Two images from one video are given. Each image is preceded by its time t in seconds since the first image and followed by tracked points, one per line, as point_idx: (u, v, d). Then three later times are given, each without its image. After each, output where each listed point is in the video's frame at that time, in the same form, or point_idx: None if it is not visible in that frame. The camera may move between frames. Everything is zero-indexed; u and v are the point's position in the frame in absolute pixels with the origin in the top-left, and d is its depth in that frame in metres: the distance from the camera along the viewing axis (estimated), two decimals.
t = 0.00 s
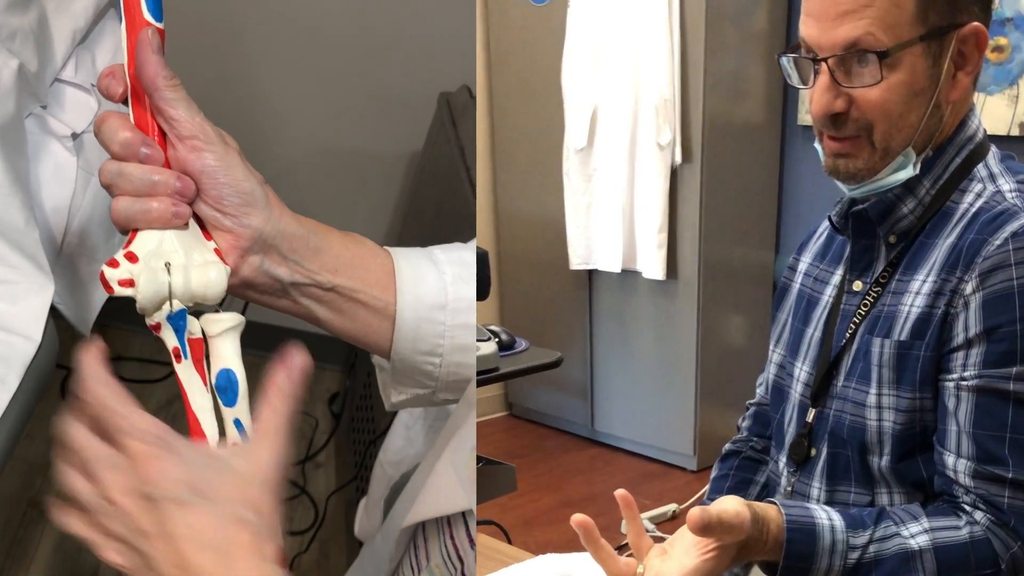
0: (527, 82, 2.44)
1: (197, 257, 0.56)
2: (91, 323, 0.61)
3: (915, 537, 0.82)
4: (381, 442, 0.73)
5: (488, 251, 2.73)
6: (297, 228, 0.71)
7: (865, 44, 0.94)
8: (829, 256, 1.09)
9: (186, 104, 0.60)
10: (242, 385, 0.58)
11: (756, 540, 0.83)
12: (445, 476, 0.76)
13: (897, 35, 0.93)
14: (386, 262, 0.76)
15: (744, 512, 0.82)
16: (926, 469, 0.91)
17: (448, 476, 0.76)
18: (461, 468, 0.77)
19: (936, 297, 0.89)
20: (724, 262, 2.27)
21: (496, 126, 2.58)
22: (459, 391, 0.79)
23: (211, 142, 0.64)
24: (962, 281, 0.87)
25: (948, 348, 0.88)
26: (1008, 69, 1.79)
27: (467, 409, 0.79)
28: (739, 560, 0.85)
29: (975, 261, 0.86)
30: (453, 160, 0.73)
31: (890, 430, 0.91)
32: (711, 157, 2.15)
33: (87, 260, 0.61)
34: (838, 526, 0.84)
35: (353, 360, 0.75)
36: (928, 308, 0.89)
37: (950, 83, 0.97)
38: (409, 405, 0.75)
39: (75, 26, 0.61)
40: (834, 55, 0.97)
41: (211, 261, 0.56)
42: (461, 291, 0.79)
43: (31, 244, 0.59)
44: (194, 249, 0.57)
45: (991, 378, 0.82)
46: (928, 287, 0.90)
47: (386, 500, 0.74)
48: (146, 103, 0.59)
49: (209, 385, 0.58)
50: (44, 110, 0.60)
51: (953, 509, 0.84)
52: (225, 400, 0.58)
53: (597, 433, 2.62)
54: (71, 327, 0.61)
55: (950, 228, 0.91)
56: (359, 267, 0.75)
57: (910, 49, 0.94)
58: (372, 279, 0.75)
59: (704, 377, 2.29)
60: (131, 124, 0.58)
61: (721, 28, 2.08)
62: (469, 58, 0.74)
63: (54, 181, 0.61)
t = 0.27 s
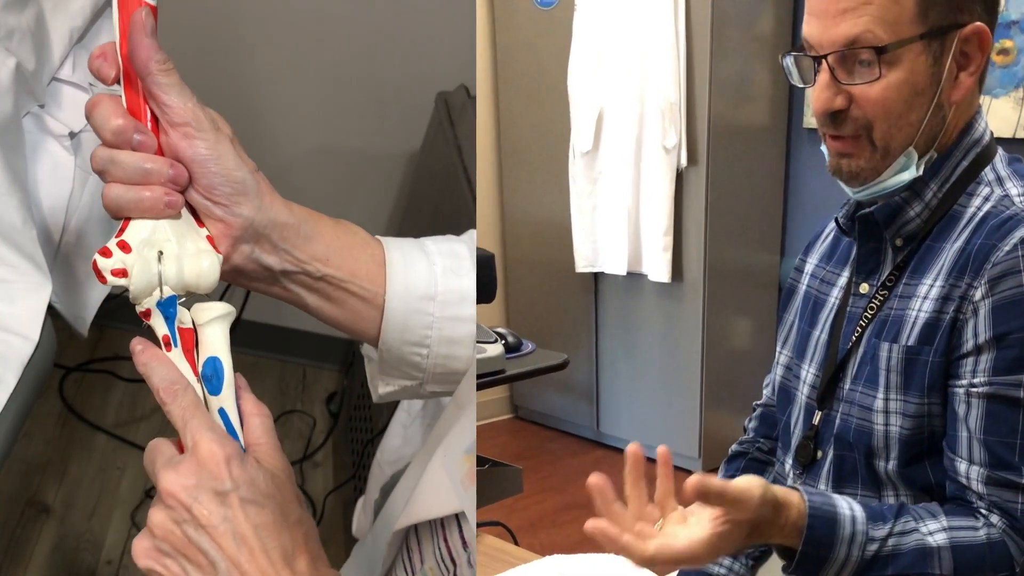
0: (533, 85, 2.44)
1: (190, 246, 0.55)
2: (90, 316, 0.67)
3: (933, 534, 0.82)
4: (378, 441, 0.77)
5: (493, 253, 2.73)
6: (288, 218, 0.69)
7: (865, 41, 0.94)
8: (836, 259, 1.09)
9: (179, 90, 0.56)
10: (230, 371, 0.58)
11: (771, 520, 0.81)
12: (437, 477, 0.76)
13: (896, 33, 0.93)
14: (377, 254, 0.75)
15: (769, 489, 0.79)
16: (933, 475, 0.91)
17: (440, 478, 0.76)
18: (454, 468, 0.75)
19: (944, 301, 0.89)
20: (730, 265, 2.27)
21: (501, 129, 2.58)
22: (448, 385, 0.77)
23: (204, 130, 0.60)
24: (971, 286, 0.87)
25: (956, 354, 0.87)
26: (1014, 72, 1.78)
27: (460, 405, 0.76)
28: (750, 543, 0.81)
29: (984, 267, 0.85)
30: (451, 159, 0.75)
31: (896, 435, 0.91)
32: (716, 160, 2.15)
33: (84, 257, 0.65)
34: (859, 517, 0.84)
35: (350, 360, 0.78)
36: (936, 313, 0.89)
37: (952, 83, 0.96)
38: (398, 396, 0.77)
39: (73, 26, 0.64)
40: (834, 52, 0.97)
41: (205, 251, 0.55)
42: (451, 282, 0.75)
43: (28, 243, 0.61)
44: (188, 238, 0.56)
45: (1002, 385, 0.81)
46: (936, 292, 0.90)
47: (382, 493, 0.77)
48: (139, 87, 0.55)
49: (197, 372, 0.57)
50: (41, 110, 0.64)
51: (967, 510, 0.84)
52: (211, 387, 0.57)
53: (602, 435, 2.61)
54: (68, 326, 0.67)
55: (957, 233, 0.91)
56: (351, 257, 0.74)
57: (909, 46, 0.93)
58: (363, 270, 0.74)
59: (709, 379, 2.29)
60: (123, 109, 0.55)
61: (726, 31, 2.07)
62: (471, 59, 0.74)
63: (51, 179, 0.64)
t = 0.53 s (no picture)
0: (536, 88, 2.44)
1: (195, 242, 0.57)
2: (91, 315, 0.67)
3: (947, 536, 0.81)
4: (377, 441, 0.75)
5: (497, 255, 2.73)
6: (294, 215, 0.72)
7: (865, 47, 0.94)
8: (840, 261, 1.09)
9: (189, 84, 0.60)
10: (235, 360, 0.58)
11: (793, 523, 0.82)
12: (436, 479, 0.74)
13: (896, 37, 0.93)
14: (384, 251, 0.77)
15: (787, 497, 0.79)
16: (937, 479, 0.91)
17: (439, 480, 0.74)
18: (453, 470, 0.73)
19: (950, 305, 0.88)
20: (734, 267, 2.27)
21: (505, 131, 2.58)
22: (448, 381, 0.77)
23: (213, 126, 0.63)
24: (977, 290, 0.86)
25: (962, 358, 0.87)
26: (1017, 74, 1.77)
27: (459, 406, 0.75)
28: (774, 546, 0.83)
29: (991, 271, 0.85)
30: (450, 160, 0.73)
31: (901, 439, 0.90)
32: (719, 162, 2.14)
33: (84, 257, 0.65)
34: (875, 518, 0.83)
35: (349, 360, 0.76)
36: (941, 317, 0.89)
37: (953, 87, 0.96)
38: (400, 389, 0.75)
39: (72, 27, 0.65)
40: (834, 56, 0.97)
41: (208, 248, 0.57)
42: (456, 279, 0.77)
43: (27, 244, 0.62)
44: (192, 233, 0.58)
45: (1010, 390, 0.80)
46: (942, 296, 0.89)
47: (382, 492, 0.75)
48: (150, 78, 0.59)
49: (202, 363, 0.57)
50: (41, 109, 0.64)
51: (975, 513, 0.83)
52: (215, 375, 0.57)
53: (606, 437, 2.61)
54: (68, 326, 0.67)
55: (963, 236, 0.90)
56: (358, 253, 0.76)
57: (910, 51, 0.93)
58: (369, 265, 0.76)
59: (712, 382, 2.28)
60: (133, 102, 0.59)
61: (729, 34, 2.07)
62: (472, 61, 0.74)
63: (50, 178, 0.64)
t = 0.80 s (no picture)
0: (536, 87, 2.44)
1: (197, 244, 0.57)
2: (90, 314, 0.67)
3: (948, 535, 0.81)
4: (378, 441, 0.75)
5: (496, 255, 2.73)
6: (297, 213, 0.73)
7: (865, 48, 0.94)
8: (840, 260, 1.09)
9: (190, 81, 0.60)
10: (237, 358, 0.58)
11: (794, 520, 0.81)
12: (439, 476, 0.75)
13: (896, 37, 0.93)
14: (386, 245, 0.77)
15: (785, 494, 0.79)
16: (937, 478, 0.91)
17: (443, 478, 0.75)
18: (457, 470, 0.75)
19: (950, 305, 0.88)
20: (734, 267, 2.27)
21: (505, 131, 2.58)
22: (449, 375, 0.78)
23: (215, 125, 0.64)
24: (978, 290, 0.86)
25: (962, 358, 0.87)
26: (1017, 73, 1.77)
27: (463, 404, 0.76)
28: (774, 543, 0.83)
29: (991, 270, 0.85)
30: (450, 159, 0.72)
31: (901, 438, 0.90)
32: (719, 161, 2.14)
33: (82, 257, 0.65)
34: (875, 515, 0.83)
35: (349, 360, 0.76)
36: (941, 317, 0.89)
37: (953, 87, 0.96)
38: (398, 382, 0.76)
39: (71, 26, 0.65)
40: (834, 57, 0.97)
41: (211, 248, 0.57)
42: (457, 272, 0.78)
43: (27, 243, 0.63)
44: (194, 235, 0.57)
45: (1010, 390, 0.81)
46: (942, 295, 0.89)
47: (384, 492, 0.75)
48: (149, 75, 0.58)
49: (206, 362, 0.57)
50: (39, 109, 0.64)
51: (975, 512, 0.84)
52: (219, 374, 0.57)
53: (606, 437, 2.61)
54: (67, 326, 0.67)
55: (964, 235, 0.90)
56: (361, 251, 0.76)
57: (911, 51, 0.93)
58: (371, 261, 0.77)
59: (712, 382, 2.28)
60: (132, 100, 0.59)
61: (729, 33, 2.07)
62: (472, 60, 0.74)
63: (49, 178, 0.64)
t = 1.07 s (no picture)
0: (535, 86, 2.44)
1: (193, 245, 0.57)
2: (88, 314, 0.67)
3: (950, 529, 0.81)
4: (377, 440, 0.75)
5: (496, 254, 2.73)
6: (296, 214, 0.72)
7: (862, 47, 0.94)
8: (838, 259, 1.09)
9: (190, 81, 0.60)
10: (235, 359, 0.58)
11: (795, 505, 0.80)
12: (438, 475, 0.76)
13: (894, 36, 0.93)
14: (384, 245, 0.76)
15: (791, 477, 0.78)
16: (934, 477, 0.91)
17: (442, 477, 0.76)
18: (455, 469, 0.76)
19: (947, 304, 0.88)
20: (733, 266, 2.26)
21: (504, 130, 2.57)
22: (448, 375, 0.78)
23: (214, 126, 0.63)
24: (974, 289, 0.86)
25: (958, 358, 0.87)
26: (1017, 72, 1.77)
27: (462, 403, 0.76)
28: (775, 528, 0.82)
29: (988, 270, 0.85)
30: (449, 158, 0.73)
31: (898, 438, 0.90)
32: (719, 160, 2.14)
33: (79, 256, 0.65)
34: (881, 506, 0.82)
35: (347, 359, 0.76)
36: (938, 316, 0.89)
37: (951, 86, 0.96)
38: (398, 382, 0.76)
39: (69, 24, 0.64)
40: (831, 56, 0.97)
41: (207, 250, 0.57)
42: (457, 271, 0.77)
43: (26, 243, 0.62)
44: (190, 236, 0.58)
45: (1005, 390, 0.80)
46: (938, 295, 0.89)
47: (384, 491, 0.76)
48: (149, 77, 0.58)
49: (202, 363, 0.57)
50: (37, 108, 0.64)
51: (973, 510, 0.84)
52: (216, 374, 0.57)
53: (605, 436, 2.61)
54: (66, 325, 0.67)
55: (960, 234, 0.90)
56: (360, 250, 0.75)
57: (907, 50, 0.93)
58: (370, 261, 0.76)
59: (711, 381, 2.28)
60: (130, 100, 0.58)
61: (728, 32, 2.07)
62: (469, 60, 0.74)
63: (47, 177, 0.64)
